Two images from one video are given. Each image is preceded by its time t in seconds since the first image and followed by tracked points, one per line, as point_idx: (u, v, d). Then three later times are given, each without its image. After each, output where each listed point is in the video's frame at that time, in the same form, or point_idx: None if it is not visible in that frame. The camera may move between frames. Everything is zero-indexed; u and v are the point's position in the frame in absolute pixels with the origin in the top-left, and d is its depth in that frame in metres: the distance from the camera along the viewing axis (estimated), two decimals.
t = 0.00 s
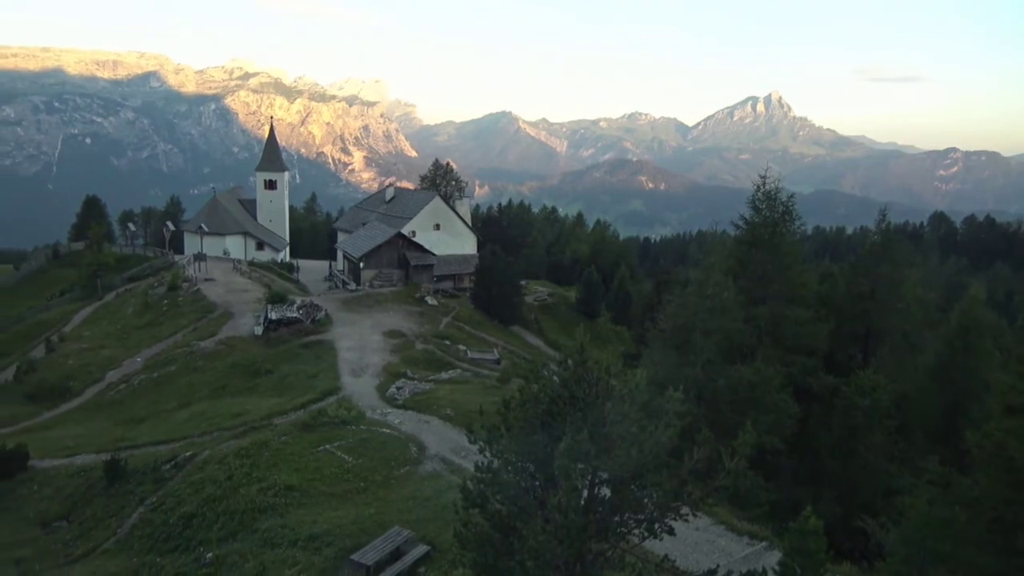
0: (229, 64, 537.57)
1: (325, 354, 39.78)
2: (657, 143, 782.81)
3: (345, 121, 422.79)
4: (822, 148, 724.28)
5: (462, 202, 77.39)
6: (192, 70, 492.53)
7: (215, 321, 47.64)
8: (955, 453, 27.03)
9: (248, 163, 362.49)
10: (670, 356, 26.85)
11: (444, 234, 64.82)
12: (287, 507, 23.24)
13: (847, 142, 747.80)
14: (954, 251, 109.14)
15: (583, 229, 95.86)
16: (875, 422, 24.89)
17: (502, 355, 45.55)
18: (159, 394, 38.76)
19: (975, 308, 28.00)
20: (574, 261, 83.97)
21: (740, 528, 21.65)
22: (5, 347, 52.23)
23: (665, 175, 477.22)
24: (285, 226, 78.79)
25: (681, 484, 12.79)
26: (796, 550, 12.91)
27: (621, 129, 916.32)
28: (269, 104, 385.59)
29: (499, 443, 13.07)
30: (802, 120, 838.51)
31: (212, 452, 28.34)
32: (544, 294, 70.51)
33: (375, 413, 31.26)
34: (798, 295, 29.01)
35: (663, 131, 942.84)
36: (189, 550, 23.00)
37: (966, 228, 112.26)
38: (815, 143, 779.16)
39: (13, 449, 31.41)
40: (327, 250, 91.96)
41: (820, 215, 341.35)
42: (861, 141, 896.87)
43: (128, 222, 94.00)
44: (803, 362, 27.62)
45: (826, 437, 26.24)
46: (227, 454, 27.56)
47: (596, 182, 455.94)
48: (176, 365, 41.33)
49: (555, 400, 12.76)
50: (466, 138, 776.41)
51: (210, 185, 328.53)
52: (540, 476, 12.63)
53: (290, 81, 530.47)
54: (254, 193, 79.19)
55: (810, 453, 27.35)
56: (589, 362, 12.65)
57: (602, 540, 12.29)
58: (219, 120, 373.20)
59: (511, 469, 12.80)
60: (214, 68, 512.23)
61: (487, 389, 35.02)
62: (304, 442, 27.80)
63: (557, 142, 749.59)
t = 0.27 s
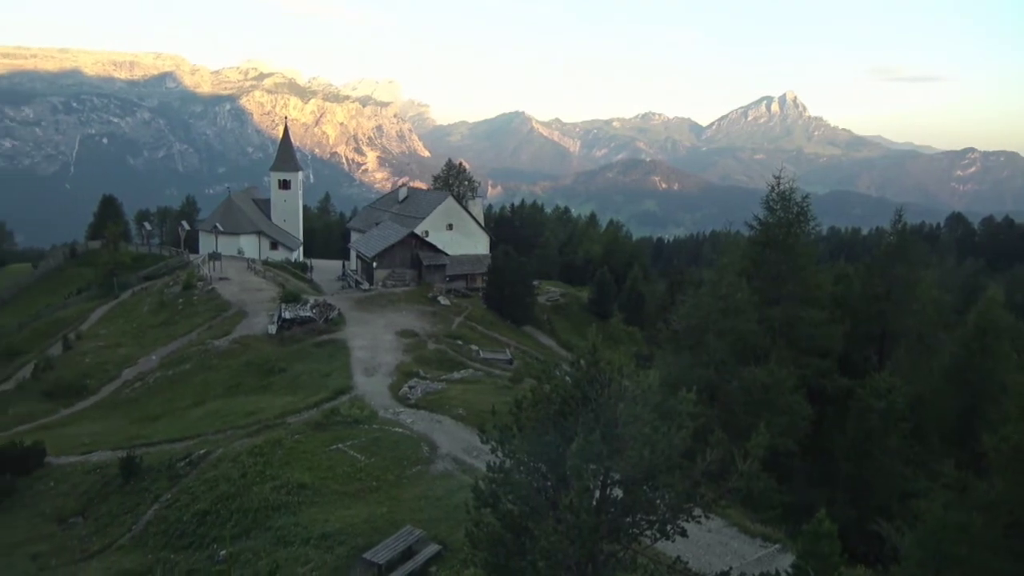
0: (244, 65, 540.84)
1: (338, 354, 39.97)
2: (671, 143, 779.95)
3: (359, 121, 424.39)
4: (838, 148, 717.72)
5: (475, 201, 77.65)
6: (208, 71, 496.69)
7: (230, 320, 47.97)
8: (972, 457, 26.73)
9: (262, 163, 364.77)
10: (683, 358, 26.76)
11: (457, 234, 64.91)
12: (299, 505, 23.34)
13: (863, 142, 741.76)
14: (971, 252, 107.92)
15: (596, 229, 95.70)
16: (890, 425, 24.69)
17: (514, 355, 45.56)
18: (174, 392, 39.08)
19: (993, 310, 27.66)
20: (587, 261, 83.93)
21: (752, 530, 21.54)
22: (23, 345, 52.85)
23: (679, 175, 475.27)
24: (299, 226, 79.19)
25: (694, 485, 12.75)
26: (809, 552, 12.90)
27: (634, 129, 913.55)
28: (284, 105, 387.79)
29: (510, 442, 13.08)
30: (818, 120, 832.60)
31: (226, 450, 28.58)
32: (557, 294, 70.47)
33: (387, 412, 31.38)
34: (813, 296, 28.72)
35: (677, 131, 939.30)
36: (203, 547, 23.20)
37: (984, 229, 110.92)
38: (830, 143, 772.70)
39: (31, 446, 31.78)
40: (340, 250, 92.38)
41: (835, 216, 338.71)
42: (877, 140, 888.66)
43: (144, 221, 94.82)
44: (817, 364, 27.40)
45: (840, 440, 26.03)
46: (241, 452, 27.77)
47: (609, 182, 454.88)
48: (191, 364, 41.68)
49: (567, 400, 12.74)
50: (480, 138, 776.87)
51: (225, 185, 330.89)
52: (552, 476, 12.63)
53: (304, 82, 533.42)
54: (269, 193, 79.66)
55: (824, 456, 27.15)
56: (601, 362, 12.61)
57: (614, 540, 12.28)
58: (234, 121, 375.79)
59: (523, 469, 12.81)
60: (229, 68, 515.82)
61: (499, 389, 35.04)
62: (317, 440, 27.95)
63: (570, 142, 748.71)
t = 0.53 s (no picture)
0: (259, 66, 544.08)
1: (351, 353, 40.15)
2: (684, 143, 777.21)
3: (372, 121, 425.91)
4: (853, 148, 712.19)
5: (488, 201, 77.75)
6: (223, 72, 500.80)
7: (244, 319, 48.30)
8: (989, 460, 26.42)
9: (276, 163, 366.81)
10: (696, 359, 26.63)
11: (470, 234, 64.98)
12: (312, 503, 23.45)
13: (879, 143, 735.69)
14: (989, 253, 106.65)
15: (608, 229, 95.49)
16: (905, 427, 24.47)
17: (526, 354, 45.55)
18: (188, 390, 39.39)
19: (1011, 312, 27.33)
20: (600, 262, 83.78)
21: (765, 532, 21.41)
22: (41, 342, 53.46)
23: (692, 175, 473.34)
24: (312, 226, 79.59)
25: (706, 487, 12.68)
26: (821, 554, 13.14)
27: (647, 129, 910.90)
28: (297, 105, 389.81)
29: (522, 442, 13.09)
30: (833, 120, 826.53)
31: (239, 448, 28.77)
32: (569, 294, 70.40)
33: (399, 411, 31.49)
34: (827, 298, 28.46)
35: (690, 131, 935.61)
36: (216, 544, 23.35)
37: (1003, 230, 109.56)
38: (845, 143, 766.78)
39: (48, 443, 32.14)
40: (353, 249, 92.76)
41: (850, 217, 335.98)
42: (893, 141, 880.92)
43: (159, 220, 95.60)
44: (831, 365, 27.19)
45: (855, 442, 25.82)
46: (254, 450, 27.94)
47: (622, 182, 453.76)
48: (205, 362, 41.99)
49: (579, 401, 12.69)
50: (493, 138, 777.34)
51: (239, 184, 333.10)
52: (564, 476, 12.60)
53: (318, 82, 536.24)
54: (283, 193, 80.10)
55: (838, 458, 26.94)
56: (614, 363, 12.57)
57: (626, 542, 12.23)
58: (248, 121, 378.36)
59: (535, 469, 12.81)
60: (244, 69, 519.67)
61: (511, 389, 35.07)
62: (330, 439, 28.06)
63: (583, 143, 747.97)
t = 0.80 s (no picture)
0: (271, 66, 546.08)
1: (362, 352, 40.30)
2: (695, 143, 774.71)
3: (383, 122, 427.11)
4: (866, 148, 707.54)
5: (498, 201, 77.79)
6: (236, 73, 503.95)
7: (256, 318, 48.54)
8: (1003, 463, 26.24)
9: (288, 163, 368.52)
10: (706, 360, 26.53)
11: (480, 234, 65.04)
12: (322, 502, 23.54)
13: (893, 142, 730.34)
14: (1005, 254, 105.60)
15: (619, 229, 95.29)
16: (919, 430, 24.33)
17: (537, 355, 45.54)
18: (200, 389, 39.64)
19: None
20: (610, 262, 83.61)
21: (777, 534, 21.30)
22: (56, 341, 53.94)
23: (703, 175, 471.58)
24: (324, 226, 79.89)
25: (717, 489, 12.60)
26: (834, 556, 13.76)
27: (658, 129, 908.60)
28: (309, 105, 391.53)
29: (532, 442, 13.11)
30: (846, 120, 821.22)
31: (251, 446, 28.94)
32: (580, 294, 70.32)
33: (410, 411, 31.61)
34: (840, 299, 28.26)
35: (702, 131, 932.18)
36: (228, 542, 23.48)
37: (1018, 231, 108.45)
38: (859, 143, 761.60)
39: (62, 440, 32.42)
40: (364, 249, 93.05)
41: (863, 217, 333.68)
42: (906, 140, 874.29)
43: (172, 220, 96.19)
44: (844, 367, 26.99)
45: (867, 444, 25.68)
46: (266, 448, 28.09)
47: (633, 182, 452.71)
48: (217, 361, 42.23)
49: (589, 401, 12.67)
50: (504, 138, 777.26)
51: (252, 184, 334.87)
52: (574, 477, 12.61)
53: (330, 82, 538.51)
54: (295, 193, 80.46)
55: (851, 461, 26.76)
56: (624, 363, 12.54)
57: (636, 543, 12.17)
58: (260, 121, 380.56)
59: (545, 469, 12.82)
60: (257, 70, 522.78)
61: (521, 389, 35.08)
62: (341, 438, 28.17)
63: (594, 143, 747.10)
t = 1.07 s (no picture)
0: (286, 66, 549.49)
1: (375, 352, 40.44)
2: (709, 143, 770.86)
3: (396, 122, 428.24)
4: (882, 149, 701.39)
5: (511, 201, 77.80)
6: (251, 73, 507.06)
7: (269, 317, 48.82)
8: (1020, 467, 25.98)
9: (302, 163, 370.41)
10: (719, 361, 26.40)
11: (493, 234, 65.08)
12: (335, 501, 23.63)
13: (909, 142, 723.62)
14: None
15: (632, 229, 95.04)
16: (934, 433, 24.12)
17: (549, 355, 45.51)
18: (215, 387, 39.93)
19: None
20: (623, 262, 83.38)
21: (790, 537, 21.18)
22: (73, 339, 54.53)
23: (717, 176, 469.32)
24: (337, 225, 80.23)
25: (730, 490, 12.57)
26: (848, 560, 13.75)
27: (672, 129, 905.19)
28: (323, 105, 393.32)
29: (544, 443, 13.13)
30: (861, 120, 814.73)
31: (264, 445, 29.12)
32: (592, 295, 70.21)
33: (422, 410, 31.70)
34: (855, 300, 28.01)
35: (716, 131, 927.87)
36: (241, 539, 23.63)
37: None
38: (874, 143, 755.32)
39: (78, 437, 32.75)
40: (377, 249, 93.34)
41: (879, 218, 330.94)
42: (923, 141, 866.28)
43: (187, 219, 96.92)
44: (859, 369, 26.77)
45: (882, 447, 25.48)
46: (279, 447, 28.26)
47: (646, 182, 451.30)
48: (231, 360, 42.52)
49: (601, 401, 12.61)
50: (517, 138, 777.15)
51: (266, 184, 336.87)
52: (586, 477, 12.62)
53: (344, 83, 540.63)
54: (309, 192, 80.85)
55: (865, 463, 26.56)
56: (636, 364, 12.47)
57: (648, 544, 12.13)
58: (275, 121, 382.83)
59: (557, 470, 12.82)
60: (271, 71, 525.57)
61: (533, 389, 35.07)
62: (353, 437, 28.29)
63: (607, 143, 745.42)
